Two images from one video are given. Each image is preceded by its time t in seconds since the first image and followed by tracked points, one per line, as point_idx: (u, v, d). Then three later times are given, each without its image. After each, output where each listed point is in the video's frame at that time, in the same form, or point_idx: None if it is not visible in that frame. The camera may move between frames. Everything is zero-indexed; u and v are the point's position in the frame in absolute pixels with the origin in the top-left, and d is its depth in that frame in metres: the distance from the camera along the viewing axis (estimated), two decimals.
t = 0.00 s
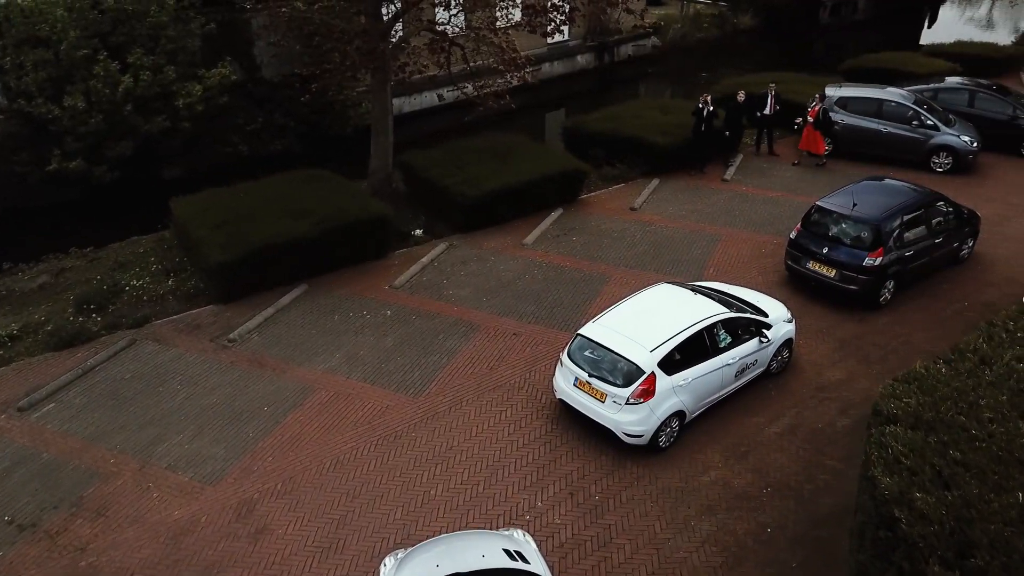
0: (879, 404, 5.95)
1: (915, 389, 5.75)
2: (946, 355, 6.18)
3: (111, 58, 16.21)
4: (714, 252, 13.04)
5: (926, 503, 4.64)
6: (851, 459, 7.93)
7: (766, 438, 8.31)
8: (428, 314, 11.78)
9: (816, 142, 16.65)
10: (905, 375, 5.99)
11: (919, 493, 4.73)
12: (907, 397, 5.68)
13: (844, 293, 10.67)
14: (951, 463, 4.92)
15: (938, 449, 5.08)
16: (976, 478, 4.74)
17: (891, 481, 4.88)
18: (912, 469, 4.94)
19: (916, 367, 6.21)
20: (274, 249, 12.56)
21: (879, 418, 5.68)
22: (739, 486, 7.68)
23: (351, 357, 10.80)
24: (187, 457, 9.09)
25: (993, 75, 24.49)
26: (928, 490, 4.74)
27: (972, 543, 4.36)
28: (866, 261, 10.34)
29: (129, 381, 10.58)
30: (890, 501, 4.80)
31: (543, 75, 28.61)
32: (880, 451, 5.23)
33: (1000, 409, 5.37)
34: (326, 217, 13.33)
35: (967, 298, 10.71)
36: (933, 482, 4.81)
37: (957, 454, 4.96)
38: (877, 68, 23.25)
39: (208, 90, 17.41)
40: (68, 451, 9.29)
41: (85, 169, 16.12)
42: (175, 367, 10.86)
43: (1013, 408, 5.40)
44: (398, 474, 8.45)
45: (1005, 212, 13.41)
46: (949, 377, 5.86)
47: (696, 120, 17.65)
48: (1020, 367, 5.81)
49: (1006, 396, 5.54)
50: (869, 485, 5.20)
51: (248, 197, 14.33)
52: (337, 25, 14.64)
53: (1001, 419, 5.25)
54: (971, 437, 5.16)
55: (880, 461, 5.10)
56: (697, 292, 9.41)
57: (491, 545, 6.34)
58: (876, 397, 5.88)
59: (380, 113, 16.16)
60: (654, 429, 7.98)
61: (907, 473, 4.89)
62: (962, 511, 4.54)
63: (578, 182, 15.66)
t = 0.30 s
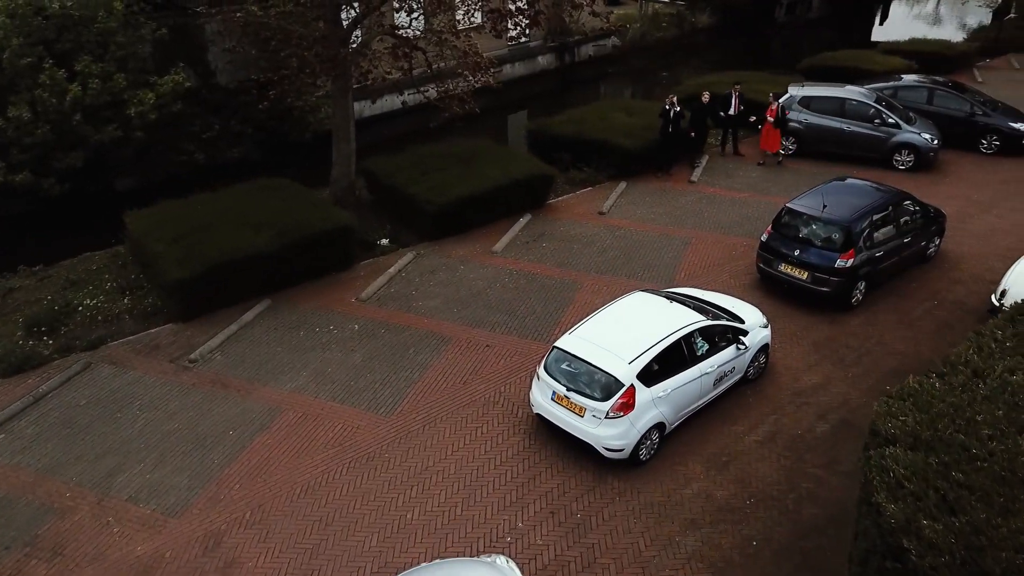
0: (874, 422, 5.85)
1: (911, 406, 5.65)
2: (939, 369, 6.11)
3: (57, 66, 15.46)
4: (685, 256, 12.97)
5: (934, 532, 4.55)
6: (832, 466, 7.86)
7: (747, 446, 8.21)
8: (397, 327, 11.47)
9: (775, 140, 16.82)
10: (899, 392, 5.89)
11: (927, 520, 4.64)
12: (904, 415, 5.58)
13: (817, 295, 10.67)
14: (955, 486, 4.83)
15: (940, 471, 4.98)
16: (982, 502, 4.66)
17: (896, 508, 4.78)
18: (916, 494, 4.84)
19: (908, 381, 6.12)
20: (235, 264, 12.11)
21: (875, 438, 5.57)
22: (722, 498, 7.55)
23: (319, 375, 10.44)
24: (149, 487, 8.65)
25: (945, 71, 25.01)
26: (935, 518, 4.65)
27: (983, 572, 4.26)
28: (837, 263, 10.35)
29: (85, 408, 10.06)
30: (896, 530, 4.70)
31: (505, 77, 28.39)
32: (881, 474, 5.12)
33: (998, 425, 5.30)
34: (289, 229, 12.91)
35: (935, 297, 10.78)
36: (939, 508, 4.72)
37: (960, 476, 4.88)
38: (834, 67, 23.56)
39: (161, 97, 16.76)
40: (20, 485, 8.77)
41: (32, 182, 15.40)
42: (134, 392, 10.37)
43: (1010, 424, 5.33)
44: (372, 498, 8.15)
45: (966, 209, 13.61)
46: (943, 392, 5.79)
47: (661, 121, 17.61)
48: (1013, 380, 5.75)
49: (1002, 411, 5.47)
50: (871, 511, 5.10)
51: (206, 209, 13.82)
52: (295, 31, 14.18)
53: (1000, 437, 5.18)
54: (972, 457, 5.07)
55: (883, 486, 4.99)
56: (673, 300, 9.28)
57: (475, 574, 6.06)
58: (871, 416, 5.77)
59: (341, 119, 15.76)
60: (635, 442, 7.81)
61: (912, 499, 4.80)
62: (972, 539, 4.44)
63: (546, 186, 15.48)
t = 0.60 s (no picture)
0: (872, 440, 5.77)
1: (910, 424, 5.59)
2: (933, 383, 6.05)
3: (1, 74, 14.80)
4: (657, 260, 12.87)
5: (946, 562, 4.45)
6: (814, 474, 7.77)
7: (728, 456, 8.09)
8: (367, 341, 11.14)
9: (734, 139, 16.90)
10: (897, 409, 5.82)
11: (938, 549, 4.54)
12: (903, 434, 5.50)
13: (791, 298, 10.64)
14: (963, 511, 4.74)
15: (946, 495, 4.89)
16: (992, 528, 4.57)
17: (906, 538, 4.68)
18: (924, 521, 4.75)
19: (904, 397, 6.06)
20: (195, 281, 11.65)
21: (876, 459, 5.49)
22: (706, 511, 7.42)
23: (287, 396, 10.06)
24: (110, 521, 8.21)
25: (901, 69, 25.46)
26: (945, 546, 4.56)
27: None
28: (811, 265, 10.33)
29: (39, 438, 9.55)
30: (909, 563, 4.61)
31: (467, 79, 28.09)
32: (886, 500, 5.03)
33: (999, 442, 5.23)
34: (251, 243, 12.48)
35: (907, 296, 10.83)
36: (949, 536, 4.62)
37: (967, 500, 4.79)
38: (794, 65, 23.80)
39: (113, 106, 16.10)
40: None
41: None
42: (92, 419, 9.88)
43: (1011, 440, 5.27)
44: (347, 524, 7.84)
45: (931, 207, 13.76)
46: (940, 408, 5.73)
47: (628, 123, 17.53)
48: (1010, 393, 5.71)
49: (1001, 426, 5.41)
50: (877, 538, 5.03)
51: (163, 223, 13.31)
52: (252, 37, 13.75)
53: (1002, 454, 5.11)
54: (977, 477, 5.00)
55: (889, 513, 4.90)
56: (649, 308, 9.13)
57: None
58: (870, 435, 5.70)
59: (302, 126, 15.35)
60: (617, 457, 7.64)
61: (920, 527, 4.70)
62: (985, 568, 4.35)
63: (514, 192, 15.27)
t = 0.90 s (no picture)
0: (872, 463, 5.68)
1: (910, 444, 5.51)
2: (930, 401, 6.00)
3: None
4: (630, 265, 12.75)
5: None
6: (799, 482, 7.68)
7: (711, 467, 7.98)
8: (337, 358, 10.81)
9: (699, 139, 16.92)
10: (896, 429, 5.75)
11: None
12: (904, 455, 5.41)
13: (766, 301, 10.60)
14: (971, 538, 4.63)
15: (954, 520, 4.78)
16: (1003, 555, 4.45)
17: (916, 568, 4.55)
18: (934, 550, 4.63)
19: (902, 415, 5.99)
20: (155, 299, 11.18)
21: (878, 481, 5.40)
22: (692, 526, 7.27)
23: (256, 417, 9.69)
24: (70, 559, 7.78)
25: (859, 67, 25.86)
26: (957, 575, 4.41)
27: None
28: (786, 269, 10.29)
29: None
30: None
31: (429, 81, 27.72)
32: (894, 528, 4.90)
33: (1002, 462, 5.17)
34: (213, 258, 12.06)
35: (879, 297, 10.87)
36: (961, 565, 4.49)
37: (975, 525, 4.68)
38: (757, 65, 23.97)
39: (63, 115, 15.37)
40: None
41: None
42: (48, 449, 9.38)
43: (1013, 457, 5.21)
44: (322, 553, 7.53)
45: (897, 206, 13.90)
46: (938, 426, 5.66)
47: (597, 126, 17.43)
48: (1007, 408, 5.66)
49: (1001, 444, 5.36)
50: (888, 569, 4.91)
51: (120, 238, 12.78)
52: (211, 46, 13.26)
53: (1007, 475, 5.04)
54: (983, 500, 4.90)
55: (899, 543, 4.78)
56: (626, 318, 8.98)
57: None
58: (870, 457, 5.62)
59: (264, 135, 14.89)
60: (600, 473, 7.45)
61: (931, 556, 4.57)
62: None
63: (483, 198, 15.04)
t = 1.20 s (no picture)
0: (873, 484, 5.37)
1: (913, 466, 5.25)
2: (929, 418, 5.79)
3: None
4: (604, 271, 12.62)
5: None
6: (784, 492, 7.60)
7: (696, 479, 7.85)
8: (308, 375, 10.47)
9: (669, 140, 16.87)
10: (897, 449, 5.47)
11: None
12: (909, 478, 5.13)
13: (743, 306, 10.54)
14: (984, 566, 4.37)
15: (965, 547, 4.52)
16: None
17: None
18: None
19: (901, 434, 5.73)
20: (114, 319, 10.71)
21: (882, 507, 5.12)
22: (680, 542, 7.13)
23: (225, 441, 9.31)
24: None
25: (821, 66, 26.18)
26: None
27: None
28: (762, 273, 10.24)
29: None
30: None
31: (392, 84, 27.30)
32: (905, 559, 4.56)
33: (1008, 482, 4.98)
34: (176, 275, 11.61)
35: (854, 298, 10.90)
36: None
37: (987, 552, 4.44)
38: (722, 65, 24.11)
39: (12, 126, 14.66)
40: None
41: None
42: (3, 481, 8.88)
43: (1017, 477, 5.04)
44: None
45: (866, 205, 14.01)
46: (940, 445, 5.42)
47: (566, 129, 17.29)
48: (1006, 424, 5.53)
49: (1005, 462, 5.18)
50: None
51: (75, 254, 12.24)
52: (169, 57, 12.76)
53: (1013, 496, 4.85)
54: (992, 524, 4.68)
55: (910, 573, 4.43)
56: (604, 328, 8.82)
57: None
58: (872, 480, 5.31)
59: (226, 144, 14.43)
60: (585, 490, 7.27)
61: None
62: None
63: (454, 205, 14.79)
